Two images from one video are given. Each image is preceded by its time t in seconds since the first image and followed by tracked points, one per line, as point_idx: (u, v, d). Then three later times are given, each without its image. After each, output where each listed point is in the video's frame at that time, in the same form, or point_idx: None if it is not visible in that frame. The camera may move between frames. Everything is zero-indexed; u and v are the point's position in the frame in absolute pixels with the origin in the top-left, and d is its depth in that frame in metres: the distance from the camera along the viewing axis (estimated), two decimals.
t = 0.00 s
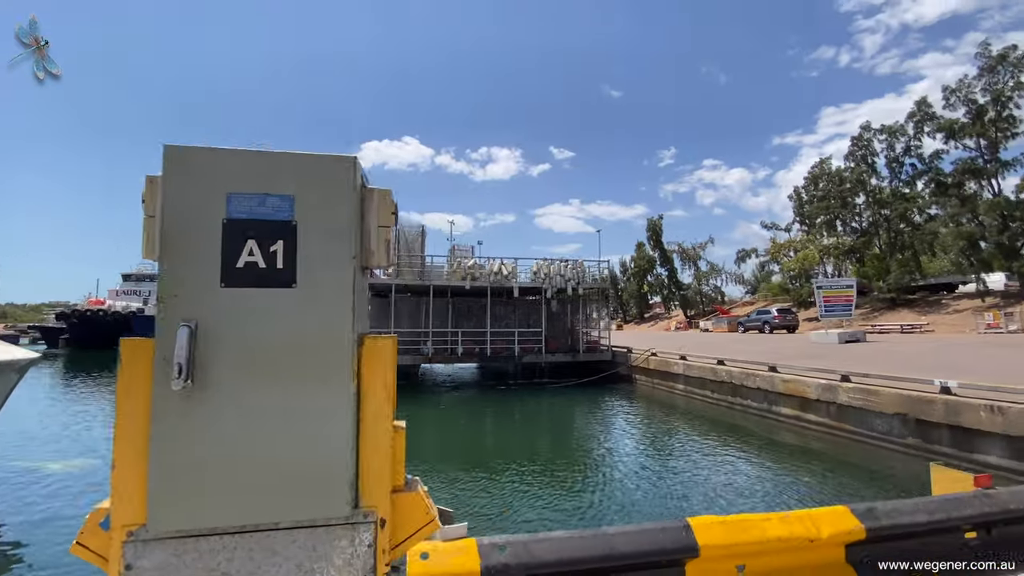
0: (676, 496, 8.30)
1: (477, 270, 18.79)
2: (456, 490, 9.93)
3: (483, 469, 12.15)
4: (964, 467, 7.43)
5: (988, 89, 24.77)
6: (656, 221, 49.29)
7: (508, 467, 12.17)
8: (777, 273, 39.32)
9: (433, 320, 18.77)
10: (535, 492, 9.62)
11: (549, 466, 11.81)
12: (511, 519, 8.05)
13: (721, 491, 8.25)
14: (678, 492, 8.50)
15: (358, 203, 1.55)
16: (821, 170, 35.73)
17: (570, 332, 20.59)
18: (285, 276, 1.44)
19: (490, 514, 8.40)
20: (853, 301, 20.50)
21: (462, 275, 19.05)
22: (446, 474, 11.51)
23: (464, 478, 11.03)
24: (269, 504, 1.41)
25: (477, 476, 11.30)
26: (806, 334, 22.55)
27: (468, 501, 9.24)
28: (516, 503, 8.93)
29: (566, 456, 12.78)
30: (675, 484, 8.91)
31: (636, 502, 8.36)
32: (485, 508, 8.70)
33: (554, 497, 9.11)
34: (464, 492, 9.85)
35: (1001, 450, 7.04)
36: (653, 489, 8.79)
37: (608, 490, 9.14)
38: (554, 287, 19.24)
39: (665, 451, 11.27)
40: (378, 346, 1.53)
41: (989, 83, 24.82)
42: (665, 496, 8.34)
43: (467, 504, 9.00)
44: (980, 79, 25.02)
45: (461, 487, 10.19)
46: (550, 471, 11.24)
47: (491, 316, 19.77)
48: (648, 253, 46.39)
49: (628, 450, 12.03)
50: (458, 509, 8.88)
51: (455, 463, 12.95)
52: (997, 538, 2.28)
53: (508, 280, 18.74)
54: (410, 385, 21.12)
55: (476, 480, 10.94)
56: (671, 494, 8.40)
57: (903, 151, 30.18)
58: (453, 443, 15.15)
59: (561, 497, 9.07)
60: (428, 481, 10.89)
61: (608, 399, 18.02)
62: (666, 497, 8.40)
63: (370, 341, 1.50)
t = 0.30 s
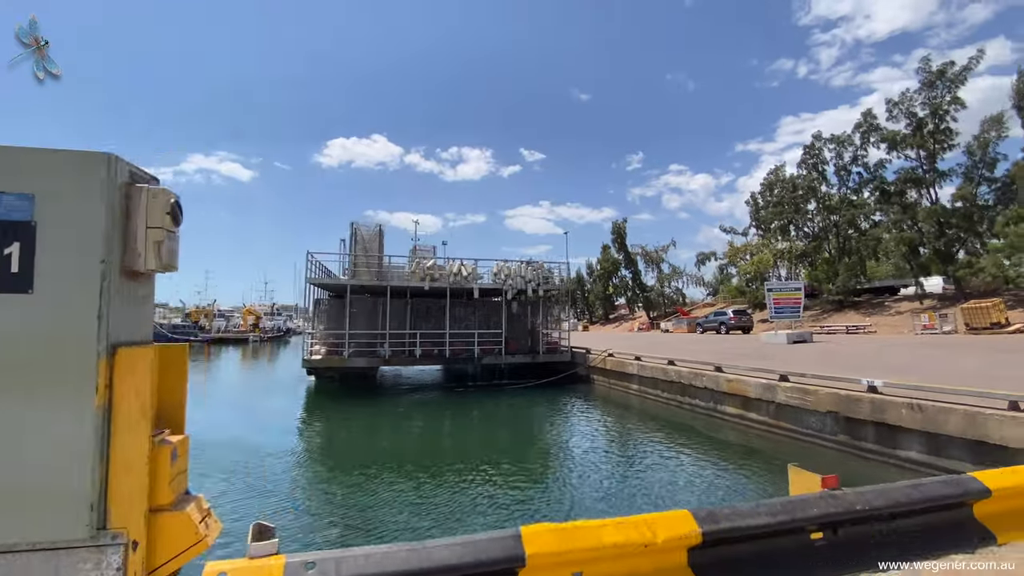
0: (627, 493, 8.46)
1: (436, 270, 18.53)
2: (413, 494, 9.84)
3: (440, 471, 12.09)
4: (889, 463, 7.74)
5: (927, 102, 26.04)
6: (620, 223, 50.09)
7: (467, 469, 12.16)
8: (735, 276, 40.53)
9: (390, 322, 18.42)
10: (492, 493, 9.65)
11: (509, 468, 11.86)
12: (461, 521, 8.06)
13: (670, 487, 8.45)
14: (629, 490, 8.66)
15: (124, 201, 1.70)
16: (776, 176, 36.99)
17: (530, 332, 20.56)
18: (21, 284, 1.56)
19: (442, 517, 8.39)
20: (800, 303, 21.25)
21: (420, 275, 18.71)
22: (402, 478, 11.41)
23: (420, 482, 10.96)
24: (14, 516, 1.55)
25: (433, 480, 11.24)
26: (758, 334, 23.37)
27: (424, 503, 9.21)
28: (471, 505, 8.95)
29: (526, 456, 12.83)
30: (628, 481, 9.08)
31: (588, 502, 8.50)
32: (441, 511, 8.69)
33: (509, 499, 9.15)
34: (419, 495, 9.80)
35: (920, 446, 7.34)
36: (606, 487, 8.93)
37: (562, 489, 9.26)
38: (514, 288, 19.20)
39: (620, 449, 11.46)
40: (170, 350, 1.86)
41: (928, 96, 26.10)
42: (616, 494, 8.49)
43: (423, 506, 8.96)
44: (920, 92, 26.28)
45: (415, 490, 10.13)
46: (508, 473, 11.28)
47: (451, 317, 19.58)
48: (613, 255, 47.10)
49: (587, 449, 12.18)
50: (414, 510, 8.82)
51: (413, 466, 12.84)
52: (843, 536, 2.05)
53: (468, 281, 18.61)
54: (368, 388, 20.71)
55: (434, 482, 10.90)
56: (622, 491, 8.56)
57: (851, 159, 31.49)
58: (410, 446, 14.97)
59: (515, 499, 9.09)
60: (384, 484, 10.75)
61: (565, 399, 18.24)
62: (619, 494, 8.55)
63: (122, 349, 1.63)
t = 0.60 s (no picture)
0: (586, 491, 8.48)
1: (399, 267, 18.14)
2: (370, 494, 9.66)
3: (401, 471, 11.91)
4: (828, 457, 7.95)
5: (880, 110, 27.05)
6: (589, 224, 50.70)
7: (429, 468, 12.01)
8: (699, 276, 41.43)
9: (350, 320, 17.98)
10: (453, 493, 9.55)
11: (472, 467, 11.76)
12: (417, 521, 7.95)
13: (627, 484, 8.52)
14: (587, 487, 8.70)
15: None
16: (739, 179, 38.02)
17: (494, 331, 20.31)
18: None
19: (399, 518, 8.26)
20: (758, 302, 21.80)
21: (381, 272, 18.20)
22: (360, 477, 11.17)
23: (378, 482, 10.77)
24: None
25: (392, 479, 11.04)
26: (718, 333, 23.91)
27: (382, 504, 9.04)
28: (429, 505, 8.84)
29: (489, 455, 12.75)
30: (588, 479, 9.12)
31: (548, 500, 8.48)
32: (397, 512, 8.56)
33: (468, 497, 9.18)
34: (377, 495, 9.62)
35: (857, 441, 7.55)
36: (565, 484, 9.00)
37: (523, 488, 9.23)
38: (478, 286, 19.04)
39: (581, 446, 11.49)
40: None
41: (881, 104, 27.13)
42: (575, 491, 8.51)
43: (381, 507, 8.79)
44: (873, 100, 27.29)
45: (374, 491, 9.94)
46: (470, 472, 11.18)
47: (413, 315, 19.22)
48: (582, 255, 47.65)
49: (550, 446, 12.19)
50: (371, 511, 8.65)
51: (373, 466, 12.60)
52: (720, 536, 1.77)
53: (431, 279, 18.36)
54: (328, 387, 20.22)
55: (392, 482, 10.72)
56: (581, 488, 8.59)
57: (810, 163, 32.51)
58: (369, 446, 14.69)
59: (474, 499, 9.02)
60: (342, 485, 10.50)
61: (528, 397, 18.24)
62: (578, 492, 8.57)
63: None
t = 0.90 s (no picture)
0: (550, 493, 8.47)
1: (367, 267, 17.73)
2: (334, 498, 9.46)
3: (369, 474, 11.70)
4: (782, 456, 8.03)
5: (845, 116, 27.75)
6: (566, 225, 50.99)
7: (397, 471, 11.83)
8: (673, 277, 41.98)
9: (315, 321, 17.58)
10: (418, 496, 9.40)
11: (441, 468, 11.63)
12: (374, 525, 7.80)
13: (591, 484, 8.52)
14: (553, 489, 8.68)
15: None
16: (711, 182, 38.67)
17: (466, 332, 20.03)
18: None
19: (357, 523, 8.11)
20: (726, 303, 22.12)
21: (349, 272, 17.81)
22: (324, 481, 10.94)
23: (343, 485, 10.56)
24: None
25: (357, 482, 10.83)
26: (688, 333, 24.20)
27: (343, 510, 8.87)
28: (393, 508, 8.80)
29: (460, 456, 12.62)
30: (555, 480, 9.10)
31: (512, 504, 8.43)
32: (360, 516, 8.41)
33: (432, 500, 9.14)
34: (338, 500, 9.42)
35: (809, 440, 7.64)
36: (526, 487, 9.04)
37: (489, 491, 9.16)
38: (449, 286, 18.81)
39: (550, 447, 11.47)
40: None
41: (846, 111, 27.84)
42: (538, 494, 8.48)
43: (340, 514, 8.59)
44: (839, 106, 27.99)
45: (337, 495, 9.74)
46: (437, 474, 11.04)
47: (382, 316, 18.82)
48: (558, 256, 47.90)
49: (522, 446, 12.14)
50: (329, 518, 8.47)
51: (340, 468, 12.37)
52: (602, 549, 1.68)
53: (400, 279, 18.06)
54: (294, 390, 19.74)
55: (358, 486, 10.53)
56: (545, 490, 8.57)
57: (778, 168, 33.20)
58: (335, 449, 14.41)
59: (440, 501, 8.92)
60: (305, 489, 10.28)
61: (498, 398, 18.15)
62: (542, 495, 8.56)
63: None
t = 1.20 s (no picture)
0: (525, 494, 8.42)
1: (344, 267, 17.48)
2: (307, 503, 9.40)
3: (347, 477, 11.56)
4: (750, 457, 8.01)
5: (824, 119, 28.09)
6: (552, 225, 51.08)
7: (375, 473, 11.69)
8: (657, 278, 42.24)
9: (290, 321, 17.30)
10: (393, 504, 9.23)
11: (421, 471, 11.52)
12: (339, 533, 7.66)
13: (565, 485, 8.50)
14: (528, 489, 8.64)
15: None
16: (695, 183, 39.00)
17: (446, 332, 19.80)
18: None
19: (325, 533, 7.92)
20: (706, 303, 22.24)
21: (326, 271, 17.58)
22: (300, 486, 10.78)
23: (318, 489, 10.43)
24: None
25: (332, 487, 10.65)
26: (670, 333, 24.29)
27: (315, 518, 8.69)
28: (366, 514, 8.76)
29: (440, 458, 12.53)
30: (531, 481, 9.07)
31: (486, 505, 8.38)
32: (332, 522, 8.37)
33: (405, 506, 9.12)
34: (310, 507, 9.22)
35: (776, 441, 7.64)
36: (498, 488, 9.06)
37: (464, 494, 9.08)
38: (429, 286, 18.64)
39: (529, 448, 11.41)
40: None
41: (824, 114, 28.18)
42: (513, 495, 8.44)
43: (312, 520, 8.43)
44: (818, 109, 28.32)
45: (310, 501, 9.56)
46: (415, 478, 10.91)
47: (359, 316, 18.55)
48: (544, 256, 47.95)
49: (501, 447, 12.07)
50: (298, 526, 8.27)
51: (317, 471, 12.20)
52: (490, 564, 1.57)
53: (378, 279, 17.83)
54: (270, 391, 19.43)
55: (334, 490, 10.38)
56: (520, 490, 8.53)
57: (760, 170, 33.53)
58: (312, 451, 14.21)
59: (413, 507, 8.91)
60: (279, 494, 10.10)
61: (478, 399, 18.04)
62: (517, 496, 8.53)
63: None
